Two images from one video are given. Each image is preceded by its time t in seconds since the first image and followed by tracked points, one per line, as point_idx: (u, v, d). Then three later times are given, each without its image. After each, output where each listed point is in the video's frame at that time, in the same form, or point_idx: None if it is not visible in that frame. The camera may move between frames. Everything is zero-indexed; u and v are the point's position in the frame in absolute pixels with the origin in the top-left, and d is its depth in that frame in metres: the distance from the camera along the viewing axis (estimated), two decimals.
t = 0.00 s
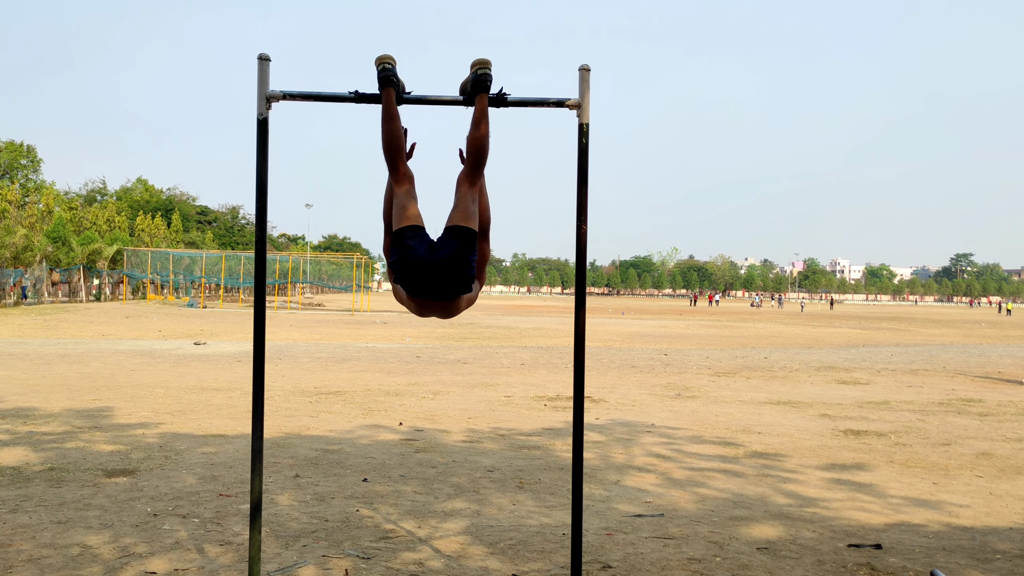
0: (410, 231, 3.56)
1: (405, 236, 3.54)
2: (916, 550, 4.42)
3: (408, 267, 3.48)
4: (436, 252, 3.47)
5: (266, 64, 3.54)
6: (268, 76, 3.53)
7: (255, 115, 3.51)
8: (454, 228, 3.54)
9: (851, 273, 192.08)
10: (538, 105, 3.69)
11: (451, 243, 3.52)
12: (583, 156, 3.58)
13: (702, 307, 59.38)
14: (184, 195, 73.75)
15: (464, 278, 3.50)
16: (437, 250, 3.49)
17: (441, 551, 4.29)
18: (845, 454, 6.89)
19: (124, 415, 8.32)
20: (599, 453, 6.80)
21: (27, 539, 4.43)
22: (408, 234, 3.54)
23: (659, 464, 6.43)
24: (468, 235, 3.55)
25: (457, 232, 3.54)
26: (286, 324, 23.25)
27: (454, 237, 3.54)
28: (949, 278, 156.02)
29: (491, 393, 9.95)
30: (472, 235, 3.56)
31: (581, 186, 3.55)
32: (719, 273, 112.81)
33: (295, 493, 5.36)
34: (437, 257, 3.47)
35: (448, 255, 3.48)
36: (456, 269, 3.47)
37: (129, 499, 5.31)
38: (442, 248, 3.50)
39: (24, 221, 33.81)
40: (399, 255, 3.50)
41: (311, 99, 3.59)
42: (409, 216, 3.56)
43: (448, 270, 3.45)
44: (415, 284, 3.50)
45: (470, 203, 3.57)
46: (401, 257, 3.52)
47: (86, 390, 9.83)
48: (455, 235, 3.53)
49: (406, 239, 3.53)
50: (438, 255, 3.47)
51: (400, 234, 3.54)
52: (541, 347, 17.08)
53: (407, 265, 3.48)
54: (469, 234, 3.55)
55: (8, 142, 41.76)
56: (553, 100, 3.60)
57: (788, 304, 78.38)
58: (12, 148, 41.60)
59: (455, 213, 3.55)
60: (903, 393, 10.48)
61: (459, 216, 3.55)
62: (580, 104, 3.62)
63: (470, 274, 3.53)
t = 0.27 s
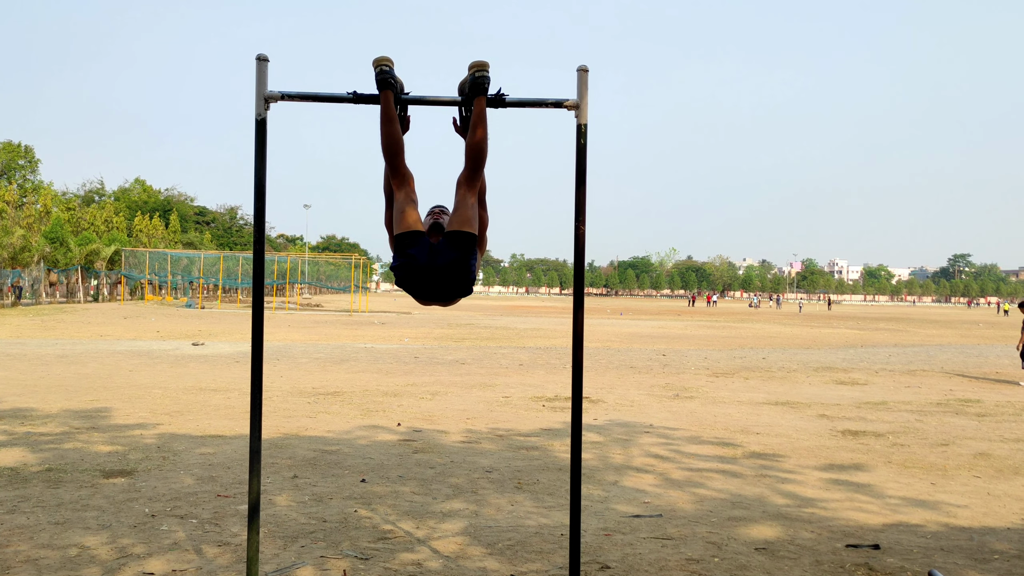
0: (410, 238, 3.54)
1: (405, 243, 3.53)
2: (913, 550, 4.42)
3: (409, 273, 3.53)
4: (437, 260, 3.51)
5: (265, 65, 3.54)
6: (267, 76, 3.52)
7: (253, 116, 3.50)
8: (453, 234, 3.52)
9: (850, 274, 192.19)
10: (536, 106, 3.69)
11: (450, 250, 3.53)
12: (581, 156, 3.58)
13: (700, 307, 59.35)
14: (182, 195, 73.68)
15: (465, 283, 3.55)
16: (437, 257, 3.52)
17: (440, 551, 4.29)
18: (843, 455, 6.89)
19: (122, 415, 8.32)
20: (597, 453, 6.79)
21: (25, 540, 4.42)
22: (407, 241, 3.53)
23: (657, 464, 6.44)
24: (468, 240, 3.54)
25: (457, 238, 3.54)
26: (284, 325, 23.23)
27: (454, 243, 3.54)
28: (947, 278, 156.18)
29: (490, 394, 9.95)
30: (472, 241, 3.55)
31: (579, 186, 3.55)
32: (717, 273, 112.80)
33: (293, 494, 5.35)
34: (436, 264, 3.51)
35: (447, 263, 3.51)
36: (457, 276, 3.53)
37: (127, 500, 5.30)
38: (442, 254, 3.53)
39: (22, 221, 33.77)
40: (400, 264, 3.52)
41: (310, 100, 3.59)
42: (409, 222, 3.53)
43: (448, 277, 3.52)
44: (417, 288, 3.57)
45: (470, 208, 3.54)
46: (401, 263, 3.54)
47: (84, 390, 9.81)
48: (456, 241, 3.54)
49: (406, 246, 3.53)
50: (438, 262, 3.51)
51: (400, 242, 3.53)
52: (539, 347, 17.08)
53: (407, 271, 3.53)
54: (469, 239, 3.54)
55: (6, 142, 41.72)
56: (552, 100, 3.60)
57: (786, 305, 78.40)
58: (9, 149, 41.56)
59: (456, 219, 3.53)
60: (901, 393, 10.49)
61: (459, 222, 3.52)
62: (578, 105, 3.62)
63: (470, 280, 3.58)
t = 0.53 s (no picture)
0: (409, 237, 3.53)
1: (404, 242, 3.53)
2: (913, 550, 4.42)
3: (408, 273, 3.51)
4: (436, 259, 3.50)
5: (264, 65, 3.53)
6: (266, 76, 3.52)
7: (252, 116, 3.50)
8: (451, 233, 3.54)
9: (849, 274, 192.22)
10: (535, 106, 3.69)
11: (449, 249, 3.53)
12: (579, 156, 3.58)
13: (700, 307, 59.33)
14: (181, 195, 73.65)
15: (464, 283, 3.55)
16: (436, 256, 3.51)
17: (439, 551, 4.29)
18: (842, 454, 6.90)
19: (122, 415, 8.31)
20: (596, 453, 6.79)
21: (24, 540, 4.42)
22: (406, 240, 3.53)
23: (656, 464, 6.44)
24: (467, 239, 3.55)
25: (455, 237, 3.55)
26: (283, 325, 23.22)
27: (453, 242, 3.55)
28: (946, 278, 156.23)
29: (489, 393, 9.95)
30: (470, 240, 3.56)
31: (579, 185, 3.55)
32: (716, 273, 112.82)
33: (292, 494, 5.35)
34: (436, 263, 3.49)
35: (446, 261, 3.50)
36: (457, 274, 3.52)
37: (126, 500, 5.29)
38: (441, 253, 3.52)
39: (21, 221, 33.76)
40: (399, 263, 3.51)
41: (309, 99, 3.59)
42: (407, 221, 3.53)
43: (447, 276, 3.50)
44: (415, 288, 3.55)
45: (469, 208, 3.56)
46: (400, 263, 3.53)
47: (83, 390, 9.80)
48: (455, 239, 3.54)
49: (404, 245, 3.53)
50: (438, 261, 3.50)
51: (398, 242, 3.53)
52: (539, 347, 17.07)
53: (406, 270, 3.51)
54: (467, 238, 3.55)
55: (5, 142, 41.70)
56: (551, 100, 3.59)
57: (785, 304, 78.45)
58: (8, 149, 41.54)
59: (454, 218, 3.54)
60: (900, 393, 10.49)
61: (457, 222, 3.54)
62: (578, 104, 3.62)
63: (469, 279, 3.57)
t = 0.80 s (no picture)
0: (409, 229, 3.56)
1: (402, 235, 3.54)
2: (913, 548, 4.42)
3: (407, 267, 3.44)
4: (436, 252, 3.43)
5: (263, 63, 3.53)
6: (265, 74, 3.52)
7: (252, 114, 3.49)
8: (452, 226, 3.53)
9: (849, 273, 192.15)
10: (535, 104, 3.68)
11: (449, 242, 3.48)
12: (580, 154, 3.57)
13: (700, 305, 59.32)
14: (181, 194, 73.64)
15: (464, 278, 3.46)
16: (436, 249, 3.45)
17: (439, 550, 4.29)
18: (842, 453, 6.89)
19: (121, 414, 8.31)
20: (596, 452, 6.79)
21: (24, 539, 4.42)
22: (406, 232, 3.54)
23: (656, 463, 6.44)
24: (466, 232, 3.54)
25: (456, 230, 3.53)
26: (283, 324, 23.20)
27: (453, 235, 3.51)
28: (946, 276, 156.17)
29: (489, 392, 9.94)
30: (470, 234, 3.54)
31: (579, 183, 3.55)
32: (716, 272, 112.79)
33: (292, 493, 5.35)
34: (436, 255, 3.42)
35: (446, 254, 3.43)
36: (457, 268, 3.44)
37: (126, 499, 5.29)
38: (442, 246, 3.46)
39: (21, 220, 33.73)
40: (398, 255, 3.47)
41: (308, 98, 3.58)
42: (407, 215, 3.56)
43: (447, 270, 3.40)
44: (413, 286, 3.45)
45: (468, 201, 3.57)
46: (400, 255, 3.48)
47: (83, 389, 9.80)
48: (456, 233, 3.52)
49: (404, 237, 3.53)
50: (437, 254, 3.42)
51: (398, 233, 3.54)
52: (539, 346, 17.07)
53: (405, 264, 3.44)
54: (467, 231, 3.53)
55: (5, 141, 41.68)
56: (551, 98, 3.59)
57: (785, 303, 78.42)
58: (8, 147, 41.52)
59: (454, 212, 3.55)
60: (900, 391, 10.48)
61: (457, 215, 3.55)
62: (578, 103, 3.62)
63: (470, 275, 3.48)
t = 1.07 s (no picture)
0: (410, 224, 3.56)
1: (403, 230, 3.53)
2: (914, 547, 4.42)
3: (408, 259, 3.42)
4: (438, 244, 3.45)
5: (263, 62, 3.53)
6: (264, 73, 3.51)
7: (252, 113, 3.49)
8: (453, 221, 3.54)
9: (850, 272, 192.02)
10: (535, 103, 3.68)
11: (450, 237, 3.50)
12: (580, 153, 3.57)
13: (701, 305, 59.26)
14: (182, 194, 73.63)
15: (466, 269, 3.45)
16: (437, 243, 3.46)
17: (439, 549, 4.29)
18: (843, 452, 6.89)
19: (122, 413, 8.30)
20: (597, 451, 6.79)
21: (25, 538, 4.42)
22: (406, 227, 3.54)
23: (657, 462, 6.43)
24: (467, 228, 3.54)
25: (457, 226, 3.54)
26: (283, 323, 23.19)
27: (454, 230, 3.53)
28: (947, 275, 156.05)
29: (489, 391, 9.94)
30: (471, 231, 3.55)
31: (579, 182, 3.54)
32: (717, 271, 112.67)
33: (293, 492, 5.35)
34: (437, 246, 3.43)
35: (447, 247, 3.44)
36: (457, 258, 3.44)
37: (126, 498, 5.29)
38: (443, 240, 3.48)
39: (22, 219, 33.74)
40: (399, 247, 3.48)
41: (308, 97, 3.58)
42: (408, 210, 3.55)
43: (448, 262, 3.40)
44: (414, 277, 3.41)
45: (469, 196, 3.58)
46: (401, 249, 3.48)
47: (83, 389, 9.79)
48: (457, 227, 3.54)
49: (405, 232, 3.52)
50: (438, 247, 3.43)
51: (398, 228, 3.54)
52: (539, 345, 17.05)
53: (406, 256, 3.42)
54: (468, 226, 3.54)
55: (5, 140, 41.70)
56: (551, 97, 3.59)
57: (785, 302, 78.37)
58: (9, 147, 41.53)
59: (455, 207, 3.55)
60: (900, 390, 10.47)
61: (458, 210, 3.55)
62: (578, 102, 3.61)
63: (471, 269, 3.47)
